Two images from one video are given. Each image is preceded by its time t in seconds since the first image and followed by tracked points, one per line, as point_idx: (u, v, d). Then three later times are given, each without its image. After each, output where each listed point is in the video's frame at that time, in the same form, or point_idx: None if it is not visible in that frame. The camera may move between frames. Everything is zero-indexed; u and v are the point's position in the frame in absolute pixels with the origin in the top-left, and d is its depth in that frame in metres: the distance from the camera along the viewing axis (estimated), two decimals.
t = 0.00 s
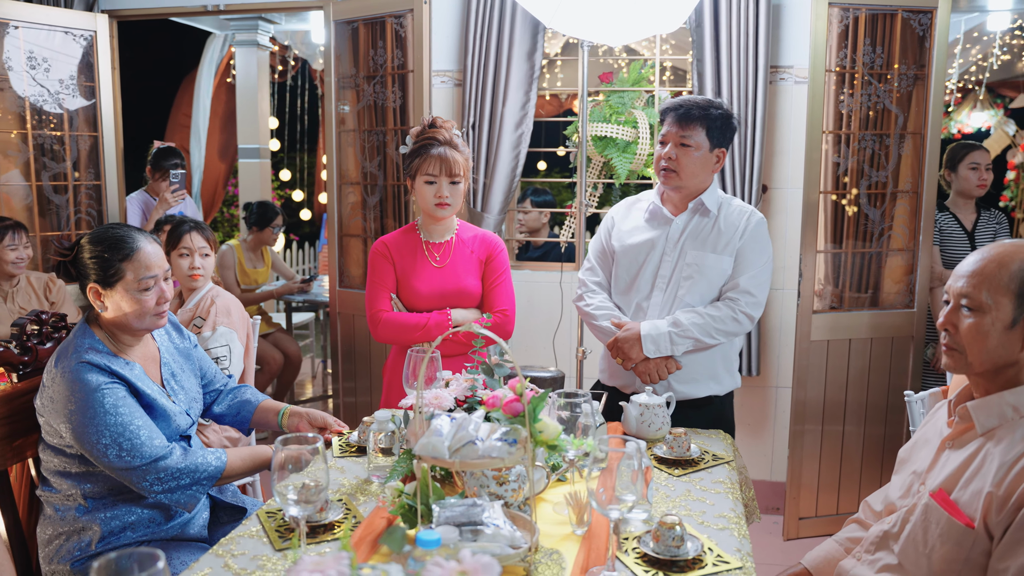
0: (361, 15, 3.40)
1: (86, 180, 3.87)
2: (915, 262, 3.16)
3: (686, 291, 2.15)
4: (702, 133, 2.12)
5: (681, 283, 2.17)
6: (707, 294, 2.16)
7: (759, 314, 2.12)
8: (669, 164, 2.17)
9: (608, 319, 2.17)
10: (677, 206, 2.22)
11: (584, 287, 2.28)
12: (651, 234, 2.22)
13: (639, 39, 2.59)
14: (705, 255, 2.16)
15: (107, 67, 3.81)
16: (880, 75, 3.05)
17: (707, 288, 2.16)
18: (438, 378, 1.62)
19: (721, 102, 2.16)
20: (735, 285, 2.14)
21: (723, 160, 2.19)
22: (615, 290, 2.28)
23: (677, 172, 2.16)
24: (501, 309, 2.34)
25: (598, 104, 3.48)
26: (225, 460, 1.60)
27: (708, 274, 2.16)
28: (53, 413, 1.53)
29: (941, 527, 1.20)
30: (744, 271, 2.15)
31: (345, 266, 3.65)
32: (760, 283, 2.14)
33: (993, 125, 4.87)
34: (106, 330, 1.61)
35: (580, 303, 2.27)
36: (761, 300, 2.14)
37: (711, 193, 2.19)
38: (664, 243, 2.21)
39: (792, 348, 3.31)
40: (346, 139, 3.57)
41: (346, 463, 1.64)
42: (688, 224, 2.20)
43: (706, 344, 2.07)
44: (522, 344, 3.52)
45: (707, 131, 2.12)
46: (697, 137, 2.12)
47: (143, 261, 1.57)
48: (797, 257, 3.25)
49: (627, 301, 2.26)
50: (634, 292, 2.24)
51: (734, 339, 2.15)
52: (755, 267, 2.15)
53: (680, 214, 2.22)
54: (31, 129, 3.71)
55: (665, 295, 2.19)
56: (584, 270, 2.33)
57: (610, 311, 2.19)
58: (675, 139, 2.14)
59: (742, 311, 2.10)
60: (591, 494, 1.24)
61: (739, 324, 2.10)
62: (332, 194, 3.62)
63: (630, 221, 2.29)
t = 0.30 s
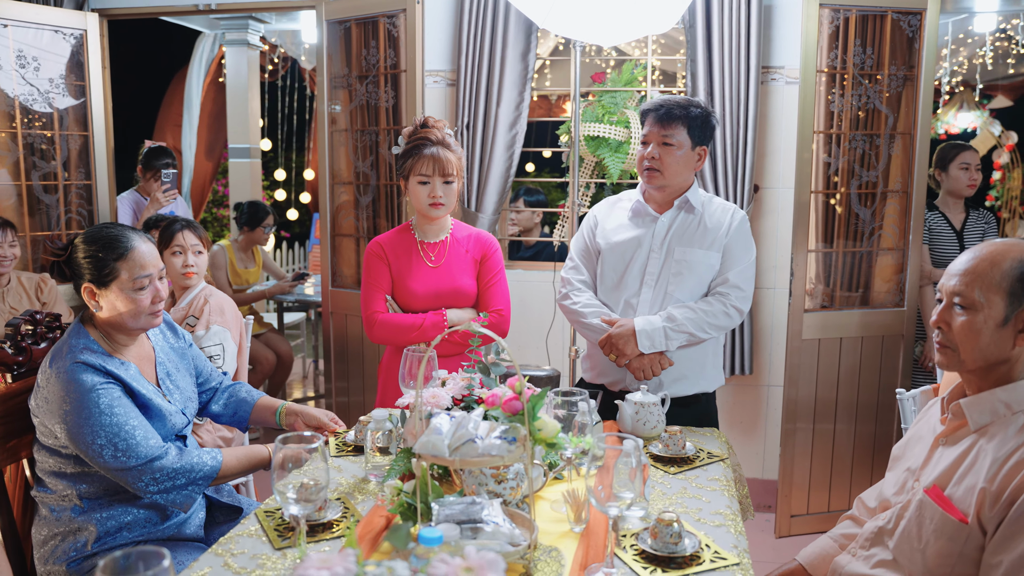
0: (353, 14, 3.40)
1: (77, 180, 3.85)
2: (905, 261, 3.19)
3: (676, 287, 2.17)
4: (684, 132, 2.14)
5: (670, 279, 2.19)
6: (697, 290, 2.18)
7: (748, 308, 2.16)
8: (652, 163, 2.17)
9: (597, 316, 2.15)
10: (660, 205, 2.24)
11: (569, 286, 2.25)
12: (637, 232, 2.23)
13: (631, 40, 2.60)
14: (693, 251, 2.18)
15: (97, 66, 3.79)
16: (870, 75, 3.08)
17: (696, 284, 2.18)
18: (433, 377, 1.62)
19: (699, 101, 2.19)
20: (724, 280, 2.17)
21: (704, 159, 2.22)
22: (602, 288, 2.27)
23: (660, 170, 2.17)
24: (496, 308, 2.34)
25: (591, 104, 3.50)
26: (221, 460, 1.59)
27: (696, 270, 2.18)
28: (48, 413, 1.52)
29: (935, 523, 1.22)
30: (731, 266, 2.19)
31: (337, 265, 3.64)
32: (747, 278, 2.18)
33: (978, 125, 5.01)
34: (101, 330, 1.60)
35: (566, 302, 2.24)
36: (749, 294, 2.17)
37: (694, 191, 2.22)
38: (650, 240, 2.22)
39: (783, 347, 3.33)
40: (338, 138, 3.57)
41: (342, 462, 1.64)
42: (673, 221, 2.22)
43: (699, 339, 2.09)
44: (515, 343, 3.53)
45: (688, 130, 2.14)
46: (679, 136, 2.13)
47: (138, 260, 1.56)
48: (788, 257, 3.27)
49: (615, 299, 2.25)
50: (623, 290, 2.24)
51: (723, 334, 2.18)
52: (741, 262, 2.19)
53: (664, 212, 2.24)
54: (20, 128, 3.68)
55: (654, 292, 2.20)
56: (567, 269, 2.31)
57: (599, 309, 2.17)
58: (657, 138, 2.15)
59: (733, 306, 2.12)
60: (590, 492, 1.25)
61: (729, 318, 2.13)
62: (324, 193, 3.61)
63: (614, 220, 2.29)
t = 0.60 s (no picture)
0: (349, 14, 3.40)
1: (70, 180, 3.83)
2: (898, 260, 3.21)
3: (668, 285, 2.18)
4: (673, 130, 2.15)
5: (662, 277, 2.20)
6: (689, 287, 2.20)
7: (740, 304, 2.18)
8: (642, 162, 2.17)
9: (591, 316, 2.16)
10: (650, 204, 2.25)
11: (559, 286, 2.25)
12: (627, 231, 2.24)
13: (626, 39, 2.61)
14: (684, 249, 2.20)
15: (90, 65, 3.77)
16: (864, 75, 3.10)
17: (688, 281, 2.20)
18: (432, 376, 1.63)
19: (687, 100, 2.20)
20: (716, 277, 2.18)
21: (692, 157, 2.24)
22: (594, 288, 2.27)
23: (650, 169, 2.17)
24: (494, 307, 2.35)
25: (586, 104, 3.51)
26: (220, 460, 1.59)
27: (688, 268, 2.19)
28: (47, 413, 1.52)
29: (933, 516, 1.23)
30: (723, 263, 2.20)
31: (333, 264, 3.64)
32: (738, 274, 2.19)
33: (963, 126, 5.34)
34: (101, 331, 1.60)
35: (557, 302, 2.23)
36: (741, 290, 2.19)
37: (683, 189, 2.24)
38: (641, 239, 2.23)
39: (778, 346, 3.35)
40: (334, 138, 3.57)
41: (342, 460, 1.64)
42: (663, 220, 2.23)
43: (694, 336, 2.10)
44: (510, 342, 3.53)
45: (678, 128, 2.16)
46: (669, 134, 2.14)
47: (136, 260, 1.56)
48: (782, 255, 3.29)
49: (607, 298, 2.25)
50: (615, 289, 2.24)
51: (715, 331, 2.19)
52: (732, 259, 2.20)
53: (654, 211, 2.25)
54: (13, 128, 3.66)
55: (647, 290, 2.21)
56: (557, 269, 2.30)
57: (591, 309, 2.17)
58: (647, 137, 2.15)
59: (726, 302, 2.14)
60: (592, 488, 1.26)
61: (722, 314, 2.15)
62: (319, 192, 3.61)
63: (603, 219, 2.30)
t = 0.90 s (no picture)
0: (346, 13, 3.40)
1: (66, 179, 3.82)
2: (893, 259, 3.23)
3: (664, 285, 2.20)
4: (670, 128, 2.16)
5: (658, 277, 2.21)
6: (684, 286, 2.21)
7: (734, 302, 2.19)
8: (640, 160, 2.18)
9: (587, 316, 2.16)
10: (644, 203, 2.26)
11: (555, 287, 2.25)
12: (622, 231, 2.25)
13: (623, 39, 2.62)
14: (679, 248, 2.21)
15: (86, 64, 3.76)
16: (859, 75, 3.12)
17: (683, 280, 2.21)
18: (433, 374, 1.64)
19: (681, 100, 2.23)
20: (710, 276, 2.19)
21: (687, 155, 2.25)
22: (589, 287, 2.27)
23: (649, 167, 2.17)
24: (493, 305, 2.36)
25: (582, 104, 3.50)
26: (219, 458, 1.59)
27: (683, 267, 2.21)
28: (49, 409, 1.52)
29: (933, 510, 1.24)
30: (717, 262, 2.22)
31: (330, 264, 3.63)
32: (732, 273, 2.21)
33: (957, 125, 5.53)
34: (110, 329, 1.59)
35: (553, 302, 2.24)
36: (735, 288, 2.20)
37: (677, 189, 2.25)
38: (636, 239, 2.24)
39: (773, 344, 3.37)
40: (331, 137, 3.56)
41: (344, 458, 1.65)
42: (657, 219, 2.24)
43: (690, 334, 2.11)
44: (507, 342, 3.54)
45: (673, 127, 2.17)
46: (665, 132, 2.15)
47: (147, 257, 1.55)
48: (777, 254, 3.31)
49: (603, 298, 2.26)
50: (611, 288, 2.24)
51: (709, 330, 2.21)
52: (726, 257, 2.22)
53: (648, 210, 2.26)
54: (8, 127, 3.64)
55: (643, 290, 2.22)
56: (552, 270, 2.30)
57: (587, 308, 2.18)
58: (645, 135, 2.16)
59: (721, 300, 2.15)
60: (595, 484, 1.26)
61: (717, 312, 2.16)
62: (316, 192, 3.60)
63: (597, 219, 2.31)
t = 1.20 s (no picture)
0: (343, 13, 3.40)
1: (62, 179, 3.81)
2: (887, 258, 3.26)
3: (662, 283, 2.21)
4: (669, 128, 2.17)
5: (656, 276, 2.22)
6: (681, 285, 2.23)
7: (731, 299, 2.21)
8: (644, 164, 2.18)
9: (586, 315, 2.17)
10: (640, 203, 2.27)
11: (552, 287, 2.26)
12: (618, 231, 2.26)
13: (620, 39, 2.64)
14: (675, 247, 2.22)
15: (82, 63, 3.75)
16: (853, 75, 3.14)
17: (680, 278, 2.23)
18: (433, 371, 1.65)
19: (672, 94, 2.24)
20: (707, 274, 2.21)
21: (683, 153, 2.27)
22: (587, 287, 2.29)
23: (656, 168, 2.19)
24: (491, 305, 2.37)
25: (579, 104, 3.52)
26: (224, 460, 1.59)
27: (680, 266, 2.22)
28: (58, 406, 1.52)
29: (930, 505, 1.26)
30: (713, 260, 2.23)
31: (326, 264, 3.63)
32: (728, 270, 2.23)
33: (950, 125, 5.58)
34: (123, 328, 1.60)
35: (550, 302, 2.24)
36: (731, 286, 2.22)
37: (671, 188, 2.27)
38: (633, 238, 2.25)
39: (769, 342, 3.39)
40: (328, 137, 3.57)
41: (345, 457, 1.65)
42: (653, 219, 2.26)
43: (689, 332, 2.13)
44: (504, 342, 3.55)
45: (672, 126, 2.18)
46: (666, 132, 2.16)
47: (159, 256, 1.55)
48: (772, 254, 3.33)
49: (601, 297, 2.27)
50: (609, 288, 2.25)
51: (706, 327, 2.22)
52: (722, 255, 2.24)
53: (644, 210, 2.27)
54: (4, 127, 3.64)
55: (641, 289, 2.23)
56: (549, 270, 2.30)
57: (587, 308, 2.19)
58: (649, 138, 2.15)
59: (718, 297, 2.16)
60: (597, 480, 1.27)
61: (715, 309, 2.17)
62: (312, 192, 3.61)
63: (593, 219, 2.32)
